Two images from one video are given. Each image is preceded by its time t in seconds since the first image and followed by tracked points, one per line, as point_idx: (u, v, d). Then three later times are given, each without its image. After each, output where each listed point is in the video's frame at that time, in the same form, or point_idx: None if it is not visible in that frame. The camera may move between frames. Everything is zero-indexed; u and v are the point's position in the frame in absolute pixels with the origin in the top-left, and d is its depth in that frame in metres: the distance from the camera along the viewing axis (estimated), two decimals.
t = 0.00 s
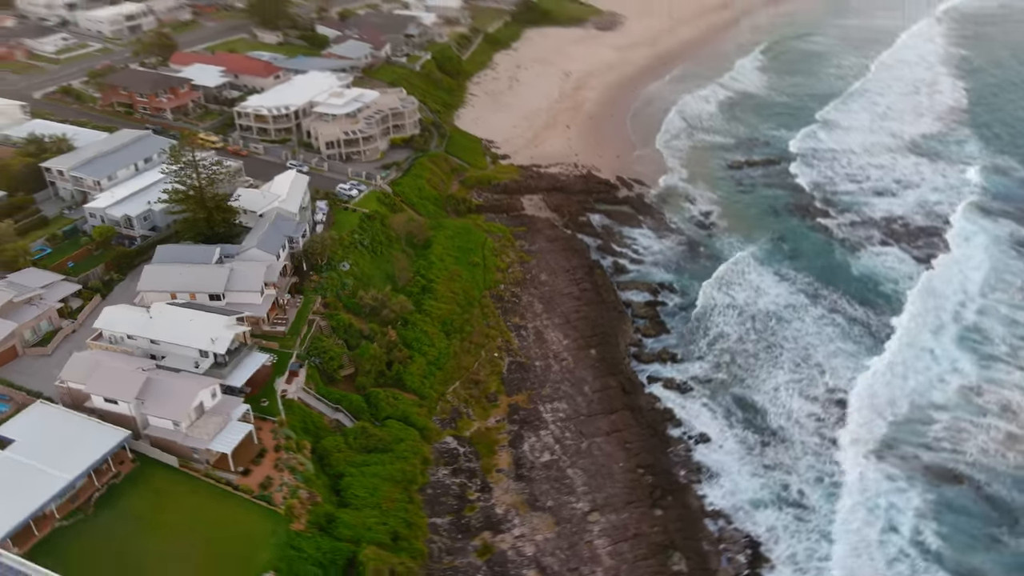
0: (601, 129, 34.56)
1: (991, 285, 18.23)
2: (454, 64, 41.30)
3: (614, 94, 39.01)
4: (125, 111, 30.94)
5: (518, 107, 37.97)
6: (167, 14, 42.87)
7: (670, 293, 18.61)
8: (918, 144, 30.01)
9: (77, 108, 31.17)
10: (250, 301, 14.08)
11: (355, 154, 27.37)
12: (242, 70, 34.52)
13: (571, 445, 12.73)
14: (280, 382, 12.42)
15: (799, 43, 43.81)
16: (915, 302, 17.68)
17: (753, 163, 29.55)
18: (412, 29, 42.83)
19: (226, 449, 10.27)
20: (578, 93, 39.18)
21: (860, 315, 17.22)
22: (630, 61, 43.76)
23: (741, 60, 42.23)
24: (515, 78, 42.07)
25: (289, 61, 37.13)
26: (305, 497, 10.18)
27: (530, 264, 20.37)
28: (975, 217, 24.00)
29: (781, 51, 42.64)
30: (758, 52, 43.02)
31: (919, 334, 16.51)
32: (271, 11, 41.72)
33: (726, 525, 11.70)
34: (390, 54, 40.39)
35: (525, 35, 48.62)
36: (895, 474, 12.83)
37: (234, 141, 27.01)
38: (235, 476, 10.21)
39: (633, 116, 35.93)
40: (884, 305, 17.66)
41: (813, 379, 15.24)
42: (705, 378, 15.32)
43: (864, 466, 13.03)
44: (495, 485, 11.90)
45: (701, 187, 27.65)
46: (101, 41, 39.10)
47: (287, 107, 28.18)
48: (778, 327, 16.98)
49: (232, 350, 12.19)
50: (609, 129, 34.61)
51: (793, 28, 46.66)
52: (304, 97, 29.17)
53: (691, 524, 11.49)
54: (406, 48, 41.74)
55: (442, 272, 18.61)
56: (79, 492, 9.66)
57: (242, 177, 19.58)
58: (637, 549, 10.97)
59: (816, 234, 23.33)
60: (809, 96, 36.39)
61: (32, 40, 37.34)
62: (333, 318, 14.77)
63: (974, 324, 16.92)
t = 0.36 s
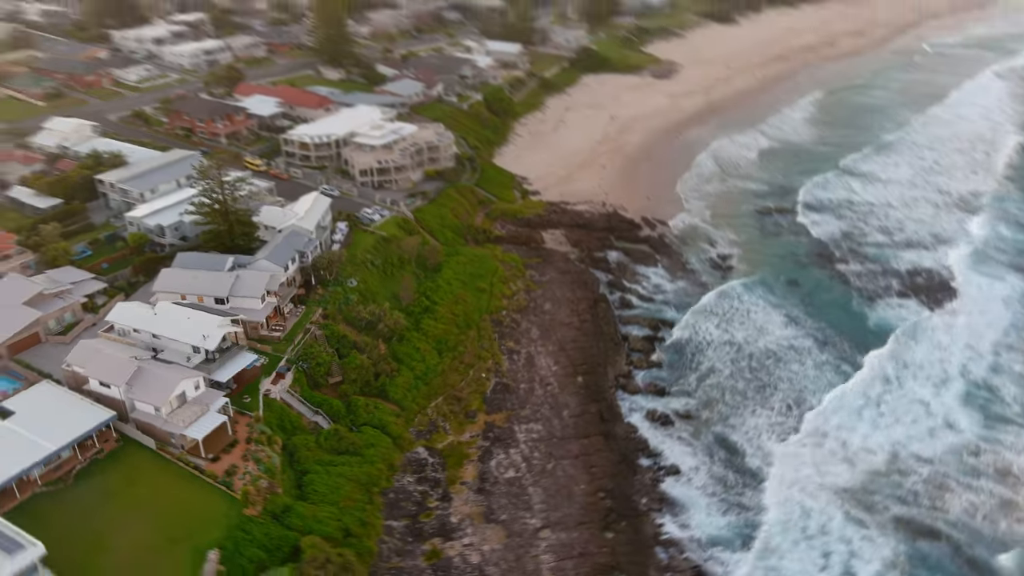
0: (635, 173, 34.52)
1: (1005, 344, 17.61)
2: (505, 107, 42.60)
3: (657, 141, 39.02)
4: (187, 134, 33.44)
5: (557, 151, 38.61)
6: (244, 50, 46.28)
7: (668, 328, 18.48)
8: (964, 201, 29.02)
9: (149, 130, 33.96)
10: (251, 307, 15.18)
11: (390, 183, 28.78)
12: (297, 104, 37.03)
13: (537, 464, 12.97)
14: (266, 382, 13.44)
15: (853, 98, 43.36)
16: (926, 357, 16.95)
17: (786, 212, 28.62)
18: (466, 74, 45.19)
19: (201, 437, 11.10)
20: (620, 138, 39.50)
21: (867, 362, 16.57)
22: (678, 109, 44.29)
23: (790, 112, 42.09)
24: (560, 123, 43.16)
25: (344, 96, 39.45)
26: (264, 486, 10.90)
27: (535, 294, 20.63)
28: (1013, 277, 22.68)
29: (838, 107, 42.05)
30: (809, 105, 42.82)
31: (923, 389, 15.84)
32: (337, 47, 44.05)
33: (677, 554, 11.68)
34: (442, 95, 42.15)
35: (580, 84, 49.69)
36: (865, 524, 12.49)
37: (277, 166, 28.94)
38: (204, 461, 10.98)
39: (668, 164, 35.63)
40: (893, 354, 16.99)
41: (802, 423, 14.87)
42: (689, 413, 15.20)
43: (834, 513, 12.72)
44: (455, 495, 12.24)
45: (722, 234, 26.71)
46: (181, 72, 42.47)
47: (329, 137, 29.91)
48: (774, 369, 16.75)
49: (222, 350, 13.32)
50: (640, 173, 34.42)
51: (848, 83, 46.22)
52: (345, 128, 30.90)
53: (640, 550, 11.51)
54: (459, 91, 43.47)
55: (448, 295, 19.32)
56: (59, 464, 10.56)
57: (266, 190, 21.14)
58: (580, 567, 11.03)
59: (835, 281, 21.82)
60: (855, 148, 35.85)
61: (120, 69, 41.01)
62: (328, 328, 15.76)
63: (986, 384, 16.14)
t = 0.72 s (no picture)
0: (713, 248, 31.11)
1: None
2: (601, 193, 42.26)
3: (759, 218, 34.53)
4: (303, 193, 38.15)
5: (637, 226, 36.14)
6: (379, 124, 51.31)
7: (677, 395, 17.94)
8: None
9: (278, 187, 39.01)
10: (281, 328, 18.53)
11: (459, 244, 30.32)
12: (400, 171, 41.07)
13: (492, 494, 13.99)
14: (274, 387, 16.62)
15: (982, 207, 40.10)
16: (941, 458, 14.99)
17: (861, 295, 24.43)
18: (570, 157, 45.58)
19: (198, 420, 14.31)
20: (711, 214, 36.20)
21: (876, 451, 15.10)
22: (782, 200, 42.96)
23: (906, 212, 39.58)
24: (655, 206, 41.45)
25: (445, 168, 43.21)
26: (237, 469, 14.06)
27: (558, 350, 20.85)
28: None
29: (968, 215, 38.30)
30: (928, 208, 40.00)
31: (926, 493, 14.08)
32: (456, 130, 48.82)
33: None
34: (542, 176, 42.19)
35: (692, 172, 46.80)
36: None
37: (366, 222, 32.46)
38: (196, 442, 14.31)
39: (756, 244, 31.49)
40: (908, 449, 15.21)
41: (770, 506, 13.87)
42: (666, 471, 14.82)
43: None
44: (409, 509, 13.82)
45: (781, 304, 23.50)
46: (320, 139, 48.04)
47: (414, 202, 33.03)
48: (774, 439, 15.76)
49: (240, 357, 16.91)
50: (717, 249, 30.98)
51: (982, 191, 42.67)
52: (430, 195, 33.98)
53: None
54: (561, 171, 43.57)
55: (474, 344, 20.72)
56: (84, 427, 14.46)
57: (330, 241, 25.50)
58: None
59: (868, 368, 18.53)
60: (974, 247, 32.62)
61: (271, 135, 47.65)
62: (346, 354, 18.45)
63: (1008, 495, 14.06)
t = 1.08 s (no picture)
0: (791, 305, 26.56)
1: None
2: (682, 255, 36.73)
3: (861, 282, 29.27)
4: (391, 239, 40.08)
5: (712, 282, 31.50)
6: (478, 185, 53.66)
7: (698, 445, 17.05)
8: None
9: (371, 234, 41.85)
10: (331, 350, 20.72)
11: (522, 291, 29.34)
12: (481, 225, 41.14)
13: (490, 510, 14.66)
14: (315, 398, 18.96)
15: None
16: (958, 528, 12.97)
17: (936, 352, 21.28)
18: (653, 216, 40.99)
19: (242, 419, 16.92)
20: (797, 267, 31.84)
21: (889, 512, 13.65)
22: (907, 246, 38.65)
23: None
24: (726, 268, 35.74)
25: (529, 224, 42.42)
26: (264, 463, 16.10)
27: (590, 395, 20.44)
28: None
29: None
30: None
31: (931, 560, 12.25)
32: (546, 190, 49.20)
33: None
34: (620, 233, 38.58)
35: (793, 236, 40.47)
36: None
37: (441, 267, 33.10)
38: (237, 436, 16.86)
39: (845, 303, 26.76)
40: (928, 516, 13.51)
41: (753, 549, 12.95)
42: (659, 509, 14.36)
43: None
44: (411, 515, 15.02)
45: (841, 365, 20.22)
46: (419, 195, 51.17)
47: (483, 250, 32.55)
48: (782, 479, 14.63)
49: (289, 368, 19.57)
50: (796, 306, 26.53)
51: None
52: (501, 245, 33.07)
53: None
54: (640, 232, 39.40)
55: (510, 382, 21.09)
56: (150, 415, 18.33)
57: (395, 278, 27.74)
58: None
59: (900, 436, 16.13)
60: None
61: (377, 189, 51.52)
62: (386, 378, 19.87)
63: None
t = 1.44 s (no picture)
0: (829, 338, 24.82)
1: None
2: (724, 289, 34.11)
3: (913, 320, 27.21)
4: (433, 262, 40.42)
5: (751, 317, 29.81)
6: (528, 217, 54.27)
7: (714, 472, 16.46)
8: None
9: (419, 262, 42.91)
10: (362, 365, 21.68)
11: (556, 317, 28.73)
12: (524, 255, 39.99)
13: (498, 519, 15.07)
14: (344, 408, 19.94)
15: None
16: (963, 563, 12.73)
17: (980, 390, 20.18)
18: (697, 248, 37.78)
19: (273, 422, 18.08)
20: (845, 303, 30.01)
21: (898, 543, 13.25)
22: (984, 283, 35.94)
23: None
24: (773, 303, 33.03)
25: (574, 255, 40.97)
26: (289, 462, 16.89)
27: (613, 418, 20.17)
28: None
29: None
30: None
31: None
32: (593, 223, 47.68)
33: None
34: (660, 264, 36.11)
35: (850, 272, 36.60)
36: None
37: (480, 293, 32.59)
38: (269, 439, 17.90)
39: (891, 339, 24.78)
40: (940, 550, 13.03)
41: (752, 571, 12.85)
42: (663, 528, 14.38)
43: None
44: (423, 520, 15.73)
45: (877, 400, 19.27)
46: (470, 227, 52.30)
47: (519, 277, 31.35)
48: (792, 508, 14.46)
49: (322, 379, 20.68)
50: (836, 339, 24.80)
51: None
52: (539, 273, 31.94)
53: None
54: (682, 264, 36.63)
55: (532, 404, 21.07)
56: (193, 417, 19.68)
57: (432, 301, 28.58)
58: None
59: (922, 468, 15.68)
60: None
61: (430, 219, 52.96)
62: (413, 393, 20.32)
63: None
